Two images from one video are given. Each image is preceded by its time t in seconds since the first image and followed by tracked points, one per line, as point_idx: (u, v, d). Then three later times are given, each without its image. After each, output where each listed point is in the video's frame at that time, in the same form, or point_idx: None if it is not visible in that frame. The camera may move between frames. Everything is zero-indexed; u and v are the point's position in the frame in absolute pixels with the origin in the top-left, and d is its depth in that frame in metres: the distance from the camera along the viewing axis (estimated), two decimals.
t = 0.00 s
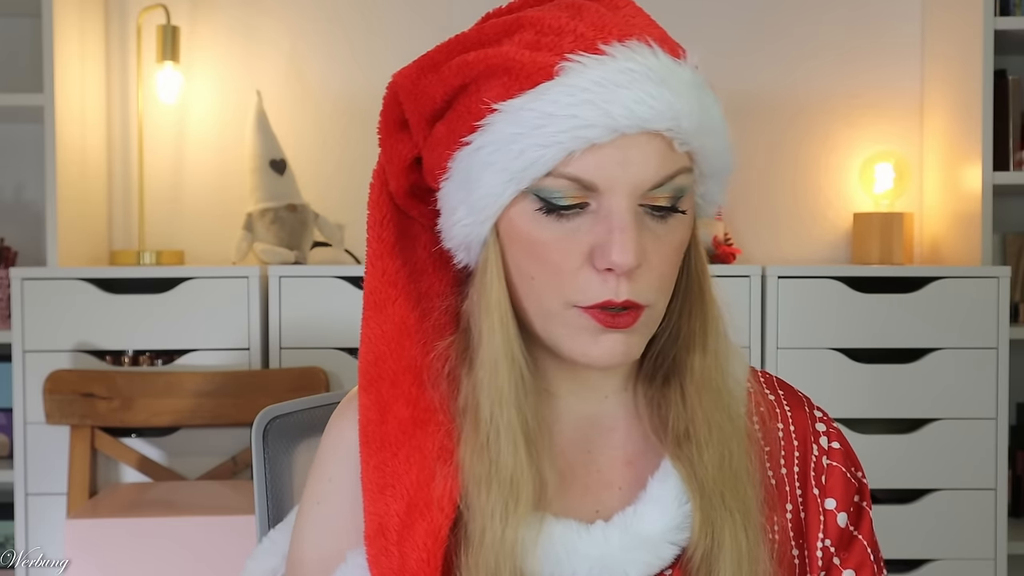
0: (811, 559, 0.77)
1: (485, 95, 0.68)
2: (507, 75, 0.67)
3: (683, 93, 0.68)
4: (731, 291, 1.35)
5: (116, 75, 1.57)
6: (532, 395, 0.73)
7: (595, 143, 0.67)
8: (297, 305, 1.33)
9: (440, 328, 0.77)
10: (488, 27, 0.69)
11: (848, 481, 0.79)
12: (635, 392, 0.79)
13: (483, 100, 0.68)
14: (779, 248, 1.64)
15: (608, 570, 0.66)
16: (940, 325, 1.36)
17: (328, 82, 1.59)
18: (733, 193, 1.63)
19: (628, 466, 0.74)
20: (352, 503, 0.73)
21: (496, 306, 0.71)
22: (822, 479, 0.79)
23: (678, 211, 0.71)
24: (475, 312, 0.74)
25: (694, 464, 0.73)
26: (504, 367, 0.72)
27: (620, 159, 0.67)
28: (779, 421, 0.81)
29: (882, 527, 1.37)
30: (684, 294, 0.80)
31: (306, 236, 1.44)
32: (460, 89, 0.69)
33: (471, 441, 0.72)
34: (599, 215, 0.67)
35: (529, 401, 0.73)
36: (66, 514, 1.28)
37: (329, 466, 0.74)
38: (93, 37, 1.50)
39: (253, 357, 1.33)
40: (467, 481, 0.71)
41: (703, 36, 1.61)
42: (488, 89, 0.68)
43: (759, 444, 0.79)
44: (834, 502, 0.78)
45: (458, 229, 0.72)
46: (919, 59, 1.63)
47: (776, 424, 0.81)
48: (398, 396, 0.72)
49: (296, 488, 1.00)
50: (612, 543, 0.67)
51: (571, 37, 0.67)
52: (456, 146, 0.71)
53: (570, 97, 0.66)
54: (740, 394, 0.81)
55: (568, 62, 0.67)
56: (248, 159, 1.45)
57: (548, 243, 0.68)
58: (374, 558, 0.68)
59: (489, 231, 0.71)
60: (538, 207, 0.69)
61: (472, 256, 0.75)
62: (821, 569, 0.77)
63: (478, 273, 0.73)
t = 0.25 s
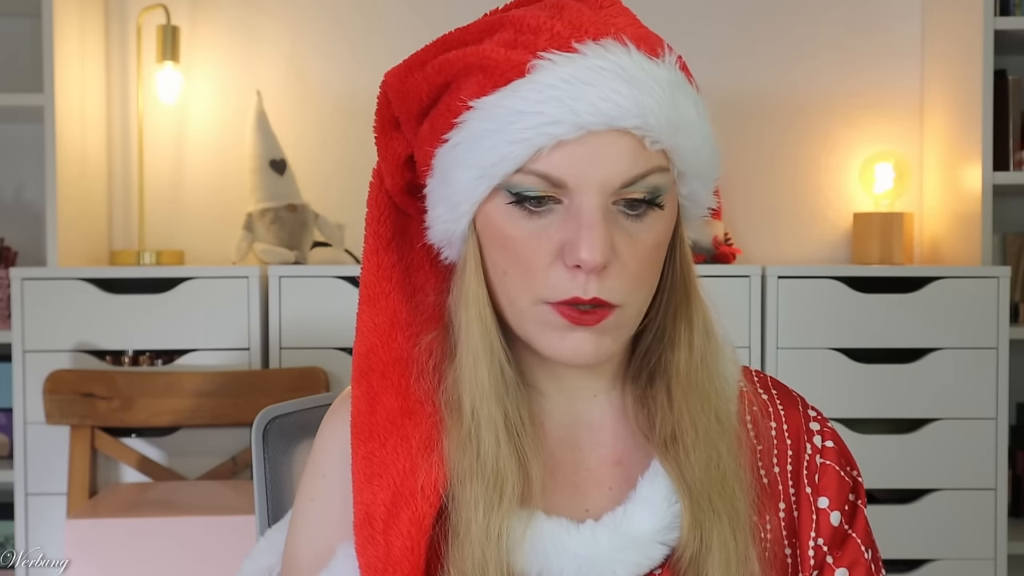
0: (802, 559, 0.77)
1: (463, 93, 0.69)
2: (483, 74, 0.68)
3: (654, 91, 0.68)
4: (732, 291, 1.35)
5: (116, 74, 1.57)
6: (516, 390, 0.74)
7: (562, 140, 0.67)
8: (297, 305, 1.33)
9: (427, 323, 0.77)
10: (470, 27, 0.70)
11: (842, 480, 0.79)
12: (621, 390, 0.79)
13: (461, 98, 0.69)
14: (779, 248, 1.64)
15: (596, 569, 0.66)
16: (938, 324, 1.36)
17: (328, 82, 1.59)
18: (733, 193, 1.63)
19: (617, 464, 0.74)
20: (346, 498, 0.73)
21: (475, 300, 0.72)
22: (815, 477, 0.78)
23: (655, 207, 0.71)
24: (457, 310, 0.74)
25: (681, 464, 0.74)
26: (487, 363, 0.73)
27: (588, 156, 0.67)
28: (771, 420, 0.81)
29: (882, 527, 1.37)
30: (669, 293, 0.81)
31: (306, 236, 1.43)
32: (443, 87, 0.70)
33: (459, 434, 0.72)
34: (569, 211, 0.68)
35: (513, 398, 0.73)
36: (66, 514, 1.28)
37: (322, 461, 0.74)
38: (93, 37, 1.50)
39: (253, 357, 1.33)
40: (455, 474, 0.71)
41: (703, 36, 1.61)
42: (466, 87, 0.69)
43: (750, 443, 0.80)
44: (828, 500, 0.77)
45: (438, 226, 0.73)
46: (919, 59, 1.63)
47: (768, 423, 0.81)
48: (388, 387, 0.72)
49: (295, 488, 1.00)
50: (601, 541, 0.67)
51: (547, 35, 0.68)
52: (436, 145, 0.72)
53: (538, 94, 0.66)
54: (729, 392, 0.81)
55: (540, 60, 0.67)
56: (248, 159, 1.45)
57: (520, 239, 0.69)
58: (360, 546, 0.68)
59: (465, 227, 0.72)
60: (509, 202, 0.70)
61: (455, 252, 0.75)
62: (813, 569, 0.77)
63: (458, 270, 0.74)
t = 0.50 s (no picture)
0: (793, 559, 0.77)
1: (464, 88, 0.69)
2: (485, 67, 0.68)
3: (654, 86, 0.69)
4: (732, 291, 1.35)
5: (116, 74, 1.57)
6: (515, 384, 0.74)
7: (563, 133, 0.67)
8: (297, 305, 1.33)
9: (426, 318, 0.77)
10: (472, 23, 0.70)
11: (834, 483, 0.79)
12: (619, 388, 0.79)
13: (462, 93, 0.69)
14: (779, 248, 1.64)
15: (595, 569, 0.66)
16: (938, 324, 1.36)
17: (328, 82, 1.59)
18: (732, 193, 1.63)
19: (615, 463, 0.74)
20: (344, 496, 0.73)
21: (474, 295, 0.72)
22: (807, 478, 0.79)
23: (654, 204, 0.71)
24: (456, 305, 0.75)
25: (679, 463, 0.74)
26: (486, 360, 0.73)
27: (589, 150, 0.67)
28: (768, 420, 0.81)
29: (882, 527, 1.37)
30: (667, 291, 0.81)
31: (307, 236, 1.43)
32: (444, 83, 0.70)
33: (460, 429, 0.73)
34: (569, 205, 0.68)
35: (513, 394, 0.74)
36: (66, 514, 1.28)
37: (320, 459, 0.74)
38: (93, 37, 1.50)
39: (253, 357, 1.33)
40: (456, 469, 0.71)
41: (703, 36, 1.61)
42: (467, 82, 0.69)
43: (746, 442, 0.80)
44: (818, 502, 0.78)
45: (438, 221, 0.73)
46: (919, 59, 1.63)
47: (764, 423, 0.81)
48: (389, 379, 0.72)
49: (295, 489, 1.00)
50: (600, 541, 0.67)
51: (548, 32, 0.68)
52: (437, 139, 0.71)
53: (539, 87, 0.67)
54: (727, 391, 0.81)
55: (541, 55, 0.68)
56: (248, 159, 1.45)
57: (520, 233, 0.69)
58: (360, 541, 0.68)
59: (465, 221, 0.72)
60: (510, 197, 0.70)
61: (454, 248, 0.75)
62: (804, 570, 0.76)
63: (458, 265, 0.74)
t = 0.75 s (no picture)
0: (791, 560, 0.77)
1: (457, 85, 0.70)
2: (478, 64, 0.69)
3: (642, 77, 0.69)
4: (732, 291, 1.35)
5: (116, 74, 1.57)
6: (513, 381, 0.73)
7: (552, 124, 0.67)
8: (297, 305, 1.33)
9: (424, 317, 0.77)
10: (466, 26, 0.72)
11: (834, 485, 0.79)
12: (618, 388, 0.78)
13: (455, 91, 0.70)
14: (779, 248, 1.64)
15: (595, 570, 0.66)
16: (938, 323, 1.36)
17: (328, 82, 1.59)
18: (732, 193, 1.63)
19: (614, 463, 0.74)
20: (345, 493, 0.73)
21: (470, 290, 0.72)
22: (807, 480, 0.79)
23: (646, 196, 0.70)
24: (454, 303, 0.75)
25: (678, 462, 0.74)
26: (483, 357, 0.73)
27: (578, 141, 0.67)
28: (769, 421, 0.81)
29: (882, 527, 1.37)
30: (665, 287, 0.80)
31: (307, 236, 1.43)
32: (440, 84, 0.71)
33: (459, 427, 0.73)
34: (560, 198, 0.68)
35: (511, 388, 0.73)
36: (66, 514, 1.28)
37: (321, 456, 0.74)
38: (93, 37, 1.50)
39: (253, 357, 1.33)
40: (456, 467, 0.71)
41: (703, 36, 1.61)
42: (460, 80, 0.70)
43: (747, 443, 0.80)
44: (817, 505, 0.78)
45: (434, 221, 0.74)
46: (919, 59, 1.63)
47: (765, 424, 0.81)
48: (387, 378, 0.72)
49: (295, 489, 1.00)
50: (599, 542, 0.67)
51: (538, 28, 0.70)
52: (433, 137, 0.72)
53: (528, 81, 0.67)
54: (726, 391, 0.81)
55: (530, 49, 0.69)
56: (248, 159, 1.45)
57: (512, 227, 0.69)
58: (360, 539, 0.68)
59: (460, 218, 0.72)
60: (502, 191, 0.70)
61: (451, 247, 0.75)
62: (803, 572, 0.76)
63: (454, 264, 0.75)
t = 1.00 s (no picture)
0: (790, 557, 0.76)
1: (456, 84, 0.70)
2: (476, 62, 0.70)
3: (638, 70, 0.69)
4: (732, 291, 1.35)
5: (116, 74, 1.57)
6: (517, 378, 0.73)
7: (551, 118, 0.67)
8: (297, 305, 1.33)
9: (428, 315, 0.77)
10: (463, 27, 0.73)
11: (832, 483, 0.79)
12: (619, 385, 0.78)
13: (453, 89, 0.70)
14: (779, 248, 1.64)
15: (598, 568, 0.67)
16: (938, 323, 1.36)
17: (328, 82, 1.59)
18: (732, 193, 1.63)
19: (616, 461, 0.74)
20: (350, 490, 0.73)
21: (473, 286, 0.72)
22: (806, 478, 0.79)
23: (645, 190, 0.70)
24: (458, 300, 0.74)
25: (680, 458, 0.74)
26: (486, 353, 0.72)
27: (577, 134, 0.67)
28: (769, 420, 0.82)
29: (882, 527, 1.37)
30: (665, 284, 0.80)
31: (306, 236, 1.43)
32: (439, 84, 0.72)
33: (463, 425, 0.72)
34: (559, 191, 0.67)
35: (515, 384, 0.73)
36: (66, 514, 1.28)
37: (326, 454, 0.74)
38: (93, 37, 1.50)
39: (253, 357, 1.33)
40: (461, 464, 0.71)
41: (703, 36, 1.61)
42: (458, 79, 0.70)
43: (747, 441, 0.80)
44: (815, 503, 0.78)
45: (436, 219, 0.74)
46: (919, 59, 1.63)
47: (765, 422, 0.81)
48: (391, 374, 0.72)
49: (295, 489, 1.00)
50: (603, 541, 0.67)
51: (534, 25, 0.70)
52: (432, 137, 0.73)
53: (526, 75, 0.68)
54: (726, 390, 0.81)
55: (527, 46, 0.69)
56: (248, 159, 1.45)
57: (513, 221, 0.68)
58: (366, 534, 0.67)
59: (462, 215, 0.72)
60: (502, 186, 0.70)
61: (453, 246, 0.75)
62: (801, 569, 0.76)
63: (457, 262, 0.75)
